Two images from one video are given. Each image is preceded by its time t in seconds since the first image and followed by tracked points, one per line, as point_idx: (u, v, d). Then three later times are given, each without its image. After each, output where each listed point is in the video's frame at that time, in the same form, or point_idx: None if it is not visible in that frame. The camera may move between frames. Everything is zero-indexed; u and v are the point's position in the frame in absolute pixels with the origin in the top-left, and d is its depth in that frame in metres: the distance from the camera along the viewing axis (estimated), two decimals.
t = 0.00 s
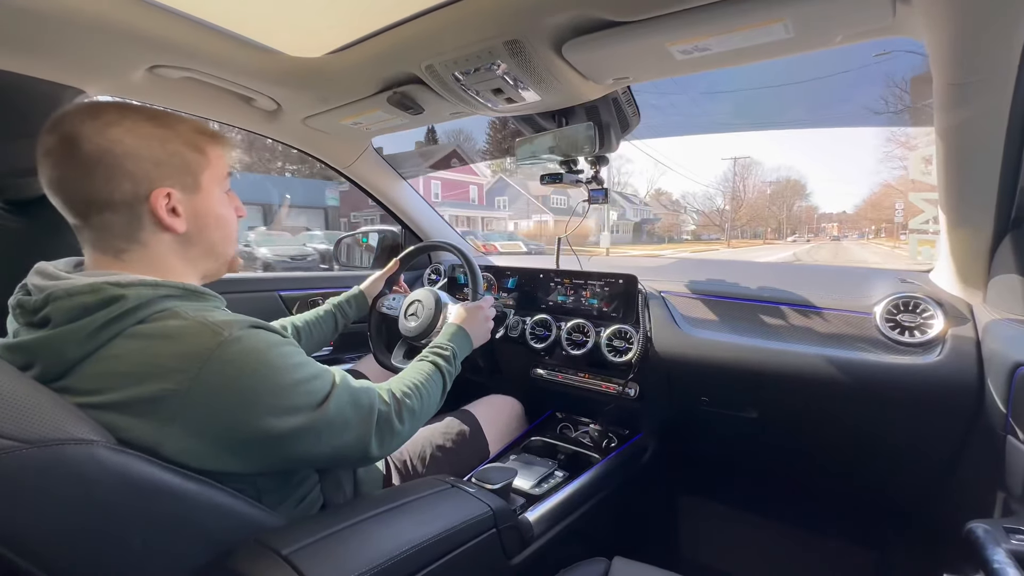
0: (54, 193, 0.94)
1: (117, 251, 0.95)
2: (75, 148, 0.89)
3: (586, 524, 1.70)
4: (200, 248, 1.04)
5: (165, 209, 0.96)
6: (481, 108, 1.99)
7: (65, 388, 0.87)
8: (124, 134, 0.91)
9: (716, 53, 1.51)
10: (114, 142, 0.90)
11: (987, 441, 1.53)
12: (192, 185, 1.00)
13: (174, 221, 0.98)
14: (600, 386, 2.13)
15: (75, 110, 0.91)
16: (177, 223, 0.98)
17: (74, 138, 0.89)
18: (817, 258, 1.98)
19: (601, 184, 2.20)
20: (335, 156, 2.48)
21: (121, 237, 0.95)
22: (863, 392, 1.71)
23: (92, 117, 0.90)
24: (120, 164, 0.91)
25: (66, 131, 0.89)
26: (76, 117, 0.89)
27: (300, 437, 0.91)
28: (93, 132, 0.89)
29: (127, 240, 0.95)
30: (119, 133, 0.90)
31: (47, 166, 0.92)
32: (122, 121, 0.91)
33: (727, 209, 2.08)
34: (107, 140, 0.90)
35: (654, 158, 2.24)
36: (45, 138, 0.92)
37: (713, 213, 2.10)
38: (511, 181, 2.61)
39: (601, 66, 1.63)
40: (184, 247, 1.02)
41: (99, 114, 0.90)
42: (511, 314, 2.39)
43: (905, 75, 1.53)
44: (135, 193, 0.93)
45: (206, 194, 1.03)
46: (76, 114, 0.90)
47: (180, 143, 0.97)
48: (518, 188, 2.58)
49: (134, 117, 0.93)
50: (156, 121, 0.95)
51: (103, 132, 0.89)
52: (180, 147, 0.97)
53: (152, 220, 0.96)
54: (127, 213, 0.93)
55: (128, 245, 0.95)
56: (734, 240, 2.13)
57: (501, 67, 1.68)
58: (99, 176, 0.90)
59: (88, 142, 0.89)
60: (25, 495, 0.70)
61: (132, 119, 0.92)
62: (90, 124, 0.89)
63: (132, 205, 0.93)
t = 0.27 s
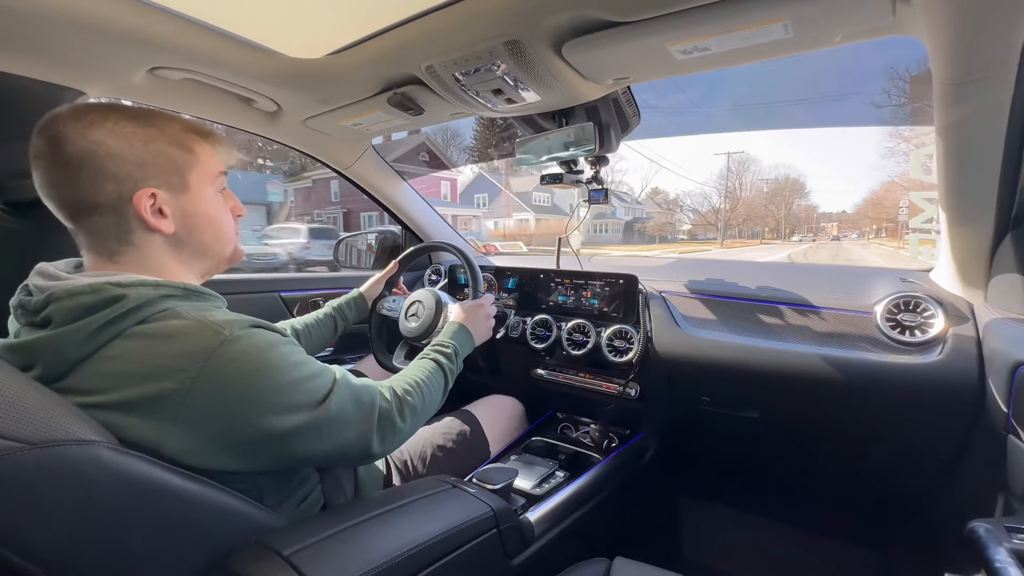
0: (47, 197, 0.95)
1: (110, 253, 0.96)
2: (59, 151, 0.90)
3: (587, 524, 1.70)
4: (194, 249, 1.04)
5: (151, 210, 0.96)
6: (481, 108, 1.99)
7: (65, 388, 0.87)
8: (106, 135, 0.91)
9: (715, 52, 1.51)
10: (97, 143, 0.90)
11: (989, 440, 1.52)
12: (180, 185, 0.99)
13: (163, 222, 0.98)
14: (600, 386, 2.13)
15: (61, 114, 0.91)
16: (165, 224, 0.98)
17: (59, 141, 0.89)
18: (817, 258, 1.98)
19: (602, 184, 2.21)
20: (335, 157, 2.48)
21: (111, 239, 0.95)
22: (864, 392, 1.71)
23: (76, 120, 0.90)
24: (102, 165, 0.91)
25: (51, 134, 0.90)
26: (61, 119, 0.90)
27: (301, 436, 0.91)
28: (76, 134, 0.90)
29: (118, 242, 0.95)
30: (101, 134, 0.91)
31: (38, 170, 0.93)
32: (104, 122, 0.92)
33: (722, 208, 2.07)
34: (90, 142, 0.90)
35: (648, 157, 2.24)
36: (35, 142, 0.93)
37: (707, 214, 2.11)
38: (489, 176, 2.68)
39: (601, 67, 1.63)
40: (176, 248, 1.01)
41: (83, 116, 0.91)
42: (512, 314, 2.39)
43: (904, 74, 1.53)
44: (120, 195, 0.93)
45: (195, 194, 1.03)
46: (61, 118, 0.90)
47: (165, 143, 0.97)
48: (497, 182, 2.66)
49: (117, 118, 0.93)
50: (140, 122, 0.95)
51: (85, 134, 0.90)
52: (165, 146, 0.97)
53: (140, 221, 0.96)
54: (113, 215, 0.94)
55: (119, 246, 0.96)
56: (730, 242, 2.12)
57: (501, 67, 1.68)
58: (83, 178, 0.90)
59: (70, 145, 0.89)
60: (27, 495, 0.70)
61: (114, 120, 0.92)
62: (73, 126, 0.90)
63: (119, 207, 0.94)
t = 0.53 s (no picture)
0: (45, 196, 0.95)
1: (110, 252, 0.96)
2: (59, 151, 0.90)
3: (586, 525, 1.70)
4: (193, 248, 1.04)
5: (152, 209, 0.96)
6: (481, 109, 1.99)
7: (64, 387, 0.87)
8: (106, 135, 0.91)
9: (715, 54, 1.51)
10: (96, 143, 0.90)
11: (989, 441, 1.52)
12: (179, 184, 0.99)
13: (163, 221, 0.98)
14: (600, 387, 2.13)
15: (59, 113, 0.91)
16: (165, 222, 0.98)
17: (59, 141, 0.89)
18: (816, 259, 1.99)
19: (602, 184, 2.23)
20: (335, 157, 2.48)
21: (112, 238, 0.95)
22: (863, 393, 1.71)
23: (75, 119, 0.90)
24: (102, 165, 0.91)
25: (51, 134, 0.90)
26: (60, 119, 0.90)
27: (300, 434, 0.91)
28: (76, 134, 0.90)
29: (118, 241, 0.95)
30: (100, 134, 0.91)
31: (37, 170, 0.93)
32: (104, 122, 0.92)
33: (721, 210, 2.10)
34: (90, 142, 0.90)
35: (642, 156, 2.24)
36: (34, 142, 0.93)
37: (705, 215, 2.13)
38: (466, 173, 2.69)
39: (601, 68, 1.63)
40: (176, 247, 1.01)
41: (82, 116, 0.91)
42: (511, 315, 2.39)
43: (904, 75, 1.53)
44: (121, 194, 0.93)
45: (195, 193, 1.03)
46: (60, 117, 0.90)
47: (164, 142, 0.97)
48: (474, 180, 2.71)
49: (116, 118, 0.93)
50: (139, 121, 0.95)
51: (85, 133, 0.90)
52: (165, 146, 0.97)
53: (141, 221, 0.96)
54: (114, 214, 0.94)
55: (120, 246, 0.96)
56: (722, 241, 2.16)
57: (501, 69, 1.68)
58: (83, 177, 0.90)
59: (70, 144, 0.89)
60: (26, 495, 0.70)
61: (114, 120, 0.93)
62: (73, 126, 0.90)
63: (119, 206, 0.94)
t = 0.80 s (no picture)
0: (47, 195, 0.95)
1: (111, 251, 0.95)
2: (63, 150, 0.90)
3: (586, 525, 1.70)
4: (194, 248, 1.04)
5: (154, 209, 0.96)
6: (481, 109, 1.99)
7: (64, 387, 0.87)
8: (109, 134, 0.91)
9: (716, 54, 1.51)
10: (100, 142, 0.90)
11: (988, 441, 1.52)
12: (182, 184, 0.99)
13: (165, 221, 0.98)
14: (600, 386, 2.13)
15: (63, 112, 0.91)
16: (167, 222, 0.98)
17: (63, 140, 0.89)
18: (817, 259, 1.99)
19: (602, 184, 2.24)
20: (335, 157, 2.48)
21: (114, 238, 0.95)
22: (864, 393, 1.71)
23: (79, 118, 0.90)
24: (106, 164, 0.91)
25: (54, 133, 0.90)
26: (64, 118, 0.90)
27: (301, 433, 0.91)
28: (80, 133, 0.90)
29: (120, 240, 0.95)
30: (104, 133, 0.91)
31: (40, 169, 0.93)
32: (109, 122, 0.92)
33: (718, 209, 2.12)
34: (93, 141, 0.90)
35: (638, 155, 2.26)
36: (37, 141, 0.93)
37: (700, 213, 2.15)
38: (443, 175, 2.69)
39: (602, 67, 1.63)
40: (178, 246, 1.01)
41: (86, 115, 0.91)
42: (511, 314, 2.39)
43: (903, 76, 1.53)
44: (123, 194, 0.93)
45: (197, 193, 1.02)
46: (64, 117, 0.90)
47: (167, 142, 0.97)
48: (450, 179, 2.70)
49: (120, 118, 0.93)
50: (143, 122, 0.95)
51: (88, 133, 0.90)
52: (169, 147, 0.97)
53: (143, 220, 0.96)
54: (116, 213, 0.94)
55: (121, 245, 0.95)
56: (713, 241, 2.18)
57: (501, 68, 1.68)
58: (86, 177, 0.90)
59: (74, 143, 0.89)
60: (26, 495, 0.70)
61: (117, 120, 0.93)
62: (77, 125, 0.90)
63: (122, 205, 0.94)
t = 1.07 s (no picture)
0: (48, 195, 0.95)
1: (112, 251, 0.96)
2: (65, 149, 0.90)
3: (585, 524, 1.70)
4: (195, 248, 1.04)
5: (155, 208, 0.96)
6: (481, 108, 1.99)
7: (65, 387, 0.87)
8: (111, 134, 0.91)
9: (716, 54, 1.51)
10: (102, 142, 0.90)
11: (988, 441, 1.53)
12: (183, 184, 0.99)
13: (166, 220, 0.98)
14: (600, 386, 2.13)
15: (65, 112, 0.91)
16: (168, 222, 0.98)
17: (65, 139, 0.90)
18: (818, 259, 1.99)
19: (602, 184, 2.19)
20: (336, 156, 2.48)
21: (115, 237, 0.95)
22: (864, 393, 1.71)
23: (80, 117, 0.90)
24: (107, 164, 0.91)
25: (56, 133, 0.90)
26: (66, 118, 0.90)
27: (302, 433, 0.91)
28: (82, 133, 0.90)
29: (121, 240, 0.95)
30: (106, 133, 0.91)
31: (41, 169, 0.93)
32: (111, 121, 0.92)
33: (715, 208, 2.13)
34: (95, 141, 0.90)
35: (631, 153, 2.25)
36: (38, 139, 0.93)
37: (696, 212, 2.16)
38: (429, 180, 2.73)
39: (602, 67, 1.63)
40: (179, 246, 1.02)
41: (88, 115, 0.91)
42: (511, 314, 2.39)
43: (903, 75, 1.53)
44: (125, 193, 0.93)
45: (198, 193, 1.03)
46: (65, 116, 0.90)
47: (168, 142, 0.97)
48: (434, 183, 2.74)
49: (122, 117, 0.93)
50: (145, 122, 0.95)
51: (90, 133, 0.90)
52: (170, 146, 0.97)
53: (145, 220, 0.96)
54: (118, 213, 0.94)
55: (122, 244, 0.96)
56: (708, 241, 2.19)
57: (501, 68, 1.68)
58: (88, 176, 0.91)
59: (76, 143, 0.89)
60: (27, 494, 0.70)
61: (120, 120, 0.93)
62: (79, 125, 0.90)
63: (123, 205, 0.94)
